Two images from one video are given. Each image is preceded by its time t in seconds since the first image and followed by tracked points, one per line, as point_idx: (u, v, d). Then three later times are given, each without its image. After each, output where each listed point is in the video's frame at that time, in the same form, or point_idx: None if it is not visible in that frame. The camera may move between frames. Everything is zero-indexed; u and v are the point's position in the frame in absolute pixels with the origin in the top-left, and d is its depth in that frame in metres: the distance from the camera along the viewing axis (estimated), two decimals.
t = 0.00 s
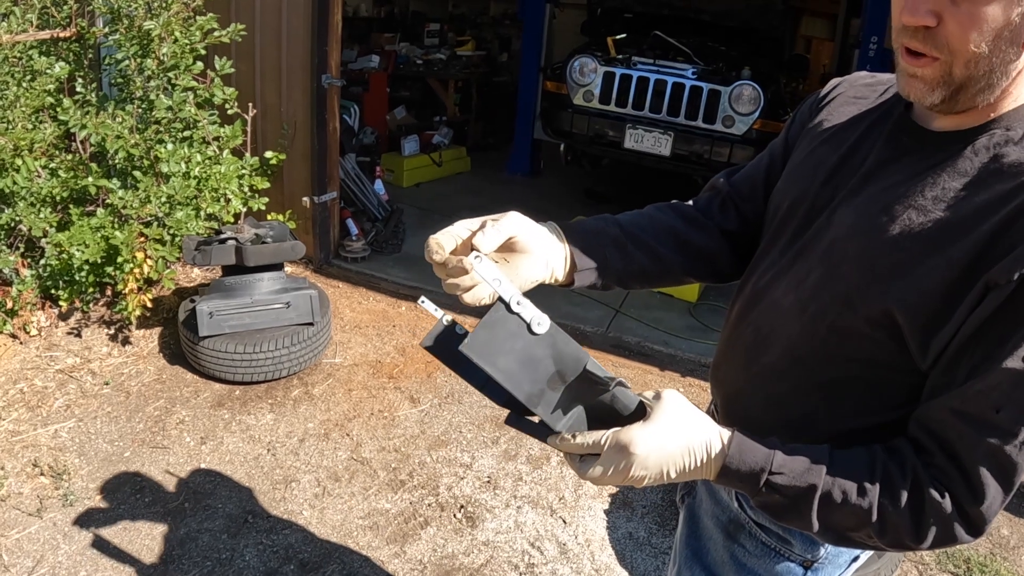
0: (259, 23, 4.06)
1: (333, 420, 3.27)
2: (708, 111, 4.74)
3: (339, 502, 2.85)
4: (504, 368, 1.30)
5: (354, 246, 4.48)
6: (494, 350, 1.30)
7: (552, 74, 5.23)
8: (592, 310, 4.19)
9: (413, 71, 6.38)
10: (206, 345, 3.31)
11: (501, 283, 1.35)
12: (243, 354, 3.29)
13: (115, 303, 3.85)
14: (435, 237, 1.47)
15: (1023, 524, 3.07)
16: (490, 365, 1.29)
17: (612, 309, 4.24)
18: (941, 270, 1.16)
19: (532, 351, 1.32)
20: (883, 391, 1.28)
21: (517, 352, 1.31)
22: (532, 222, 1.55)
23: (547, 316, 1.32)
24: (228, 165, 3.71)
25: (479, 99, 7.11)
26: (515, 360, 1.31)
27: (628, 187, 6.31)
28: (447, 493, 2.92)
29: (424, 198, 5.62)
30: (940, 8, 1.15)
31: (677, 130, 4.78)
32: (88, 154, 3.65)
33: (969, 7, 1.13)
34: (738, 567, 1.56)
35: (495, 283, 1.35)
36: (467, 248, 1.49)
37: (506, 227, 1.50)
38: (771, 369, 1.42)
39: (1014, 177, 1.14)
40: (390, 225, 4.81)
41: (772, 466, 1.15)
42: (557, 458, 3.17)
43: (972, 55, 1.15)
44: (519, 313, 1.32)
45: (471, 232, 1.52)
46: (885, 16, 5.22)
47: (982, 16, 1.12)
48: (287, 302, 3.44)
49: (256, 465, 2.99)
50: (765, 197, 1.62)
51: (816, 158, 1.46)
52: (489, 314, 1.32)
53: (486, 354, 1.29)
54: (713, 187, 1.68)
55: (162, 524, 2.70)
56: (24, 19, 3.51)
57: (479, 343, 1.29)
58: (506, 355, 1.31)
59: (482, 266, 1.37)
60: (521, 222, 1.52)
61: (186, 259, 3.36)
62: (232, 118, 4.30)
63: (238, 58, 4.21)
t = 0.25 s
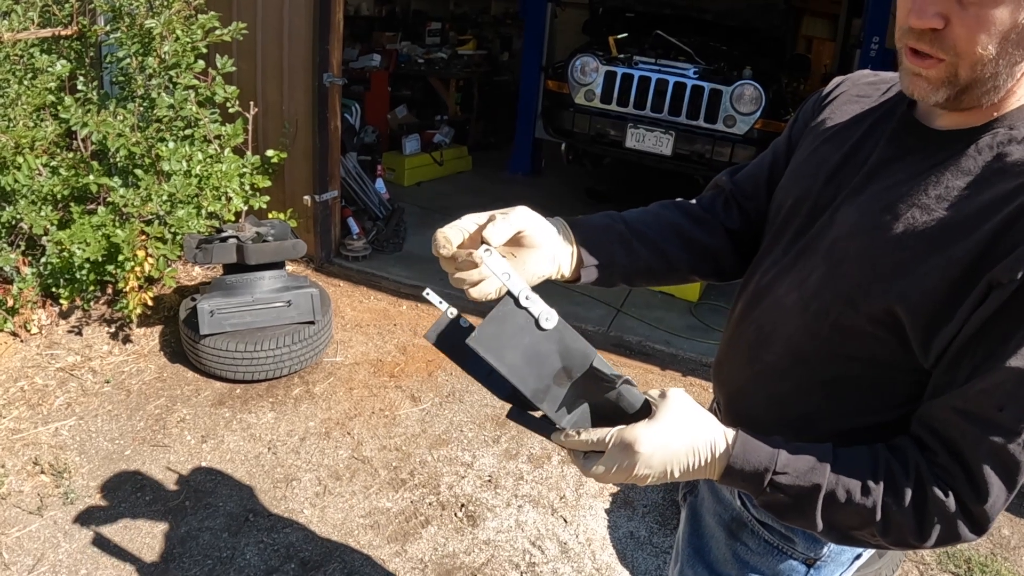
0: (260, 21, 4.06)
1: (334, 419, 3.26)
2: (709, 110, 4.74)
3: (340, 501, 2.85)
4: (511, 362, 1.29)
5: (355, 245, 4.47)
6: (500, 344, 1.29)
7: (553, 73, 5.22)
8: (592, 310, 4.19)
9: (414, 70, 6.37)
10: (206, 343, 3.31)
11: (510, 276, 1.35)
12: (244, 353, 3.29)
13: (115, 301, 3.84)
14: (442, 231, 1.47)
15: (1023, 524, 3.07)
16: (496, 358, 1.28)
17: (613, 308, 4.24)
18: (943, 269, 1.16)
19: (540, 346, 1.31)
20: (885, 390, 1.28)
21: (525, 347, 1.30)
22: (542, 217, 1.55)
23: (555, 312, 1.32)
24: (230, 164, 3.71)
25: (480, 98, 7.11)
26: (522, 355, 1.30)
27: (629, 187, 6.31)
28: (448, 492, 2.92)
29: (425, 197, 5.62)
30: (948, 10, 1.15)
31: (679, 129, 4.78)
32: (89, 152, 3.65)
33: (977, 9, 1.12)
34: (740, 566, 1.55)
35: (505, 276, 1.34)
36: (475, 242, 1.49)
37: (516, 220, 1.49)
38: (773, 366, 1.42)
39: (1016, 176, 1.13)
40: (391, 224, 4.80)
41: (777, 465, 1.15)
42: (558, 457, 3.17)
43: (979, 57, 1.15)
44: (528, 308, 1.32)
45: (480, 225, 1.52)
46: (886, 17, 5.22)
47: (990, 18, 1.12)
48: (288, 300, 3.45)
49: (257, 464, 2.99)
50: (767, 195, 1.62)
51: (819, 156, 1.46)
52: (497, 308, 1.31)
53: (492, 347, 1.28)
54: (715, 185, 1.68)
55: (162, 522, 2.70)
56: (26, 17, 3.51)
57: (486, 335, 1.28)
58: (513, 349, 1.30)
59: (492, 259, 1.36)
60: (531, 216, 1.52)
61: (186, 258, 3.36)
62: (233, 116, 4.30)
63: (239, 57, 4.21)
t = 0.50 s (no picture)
0: (261, 19, 4.06)
1: (335, 417, 3.26)
2: (711, 110, 4.73)
3: (341, 499, 2.84)
4: (519, 356, 1.29)
5: (356, 243, 4.47)
6: (509, 338, 1.29)
7: (555, 72, 5.22)
8: (593, 309, 4.19)
9: (415, 68, 6.37)
10: (207, 341, 3.31)
11: (518, 267, 1.35)
12: (245, 351, 3.29)
13: (116, 299, 3.84)
14: (448, 223, 1.46)
15: None
16: (505, 353, 1.28)
17: (614, 307, 4.24)
18: (949, 266, 1.15)
19: (547, 340, 1.31)
20: (891, 387, 1.28)
21: (532, 340, 1.31)
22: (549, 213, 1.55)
23: (563, 305, 1.32)
24: (231, 162, 3.71)
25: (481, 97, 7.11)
26: (530, 348, 1.30)
27: (630, 186, 6.31)
28: (449, 490, 2.92)
29: (426, 195, 5.62)
30: None
31: (680, 128, 4.78)
32: (90, 150, 3.65)
33: None
34: (744, 563, 1.55)
35: (513, 268, 1.34)
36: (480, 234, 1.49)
37: (523, 213, 1.50)
38: (778, 363, 1.42)
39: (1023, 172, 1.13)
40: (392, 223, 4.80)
41: (783, 462, 1.15)
42: (559, 455, 3.17)
43: (996, 44, 1.15)
44: (535, 301, 1.32)
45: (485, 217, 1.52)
46: (887, 16, 5.22)
47: (1007, 4, 1.13)
48: (289, 298, 3.45)
49: (257, 462, 2.99)
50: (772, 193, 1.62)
51: (824, 153, 1.46)
52: (505, 301, 1.31)
53: (500, 341, 1.29)
54: (719, 182, 1.68)
55: (162, 520, 2.69)
56: (27, 15, 3.51)
57: (494, 329, 1.29)
58: (521, 342, 1.30)
59: (501, 250, 1.36)
60: (537, 210, 1.52)
61: (188, 256, 3.37)
62: (235, 114, 4.30)
63: (240, 55, 4.21)
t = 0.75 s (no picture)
0: (263, 17, 4.05)
1: (336, 415, 3.26)
2: (712, 109, 4.73)
3: (343, 497, 2.84)
4: (527, 350, 1.30)
5: (357, 241, 4.47)
6: (517, 331, 1.31)
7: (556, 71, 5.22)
8: (595, 308, 4.18)
9: (416, 67, 6.37)
10: (208, 339, 3.30)
11: (525, 262, 1.37)
12: (246, 349, 3.29)
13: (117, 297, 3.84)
14: (454, 218, 1.49)
15: None
16: (513, 346, 1.30)
17: (615, 306, 4.24)
18: (958, 262, 1.15)
19: (555, 334, 1.32)
20: (899, 383, 1.28)
21: (540, 334, 1.32)
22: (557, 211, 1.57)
23: (571, 299, 1.33)
24: (232, 160, 3.70)
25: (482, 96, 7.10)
26: (538, 343, 1.31)
27: (630, 186, 6.31)
28: (451, 488, 2.92)
29: (427, 194, 5.62)
30: None
31: (681, 127, 4.78)
32: (91, 148, 3.65)
33: None
34: (750, 561, 1.55)
35: (521, 263, 1.37)
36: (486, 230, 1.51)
37: (531, 208, 1.52)
38: (786, 359, 1.42)
39: None
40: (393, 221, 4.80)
41: (792, 456, 1.14)
42: (560, 454, 3.16)
43: None
44: (543, 295, 1.34)
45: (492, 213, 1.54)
46: (889, 16, 5.22)
47: None
48: (290, 296, 3.45)
49: (259, 460, 2.99)
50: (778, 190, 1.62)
51: (831, 150, 1.46)
52: (513, 295, 1.34)
53: (508, 335, 1.30)
54: (725, 179, 1.68)
55: (163, 518, 2.69)
56: (28, 12, 3.50)
57: (501, 323, 1.31)
58: (528, 336, 1.31)
59: (508, 244, 1.38)
60: (545, 206, 1.54)
61: (190, 254, 3.38)
62: (236, 112, 4.30)
63: (242, 53, 4.21)
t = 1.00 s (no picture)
0: (264, 16, 4.05)
1: (337, 415, 3.26)
2: (713, 109, 4.74)
3: (343, 496, 2.84)
4: (533, 352, 1.30)
5: (358, 241, 4.47)
6: (523, 333, 1.30)
7: (556, 70, 5.22)
8: (595, 307, 4.19)
9: (417, 67, 6.37)
10: (209, 338, 3.31)
11: (530, 264, 1.35)
12: (247, 348, 3.29)
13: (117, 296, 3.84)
14: (460, 216, 1.47)
15: None
16: (519, 348, 1.29)
17: (615, 305, 4.24)
18: (964, 263, 1.16)
19: (560, 336, 1.32)
20: (903, 382, 1.28)
21: (546, 335, 1.31)
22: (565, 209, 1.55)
23: (576, 301, 1.32)
24: (233, 159, 3.70)
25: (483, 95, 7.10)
26: (544, 344, 1.30)
27: (631, 185, 6.31)
28: (451, 487, 2.92)
29: (427, 193, 5.62)
30: None
31: (682, 127, 4.78)
32: (92, 147, 3.66)
33: None
34: (753, 560, 1.55)
35: (526, 265, 1.35)
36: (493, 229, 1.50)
37: (539, 208, 1.49)
38: (789, 359, 1.42)
39: None
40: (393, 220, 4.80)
41: (797, 457, 1.15)
42: (560, 453, 3.16)
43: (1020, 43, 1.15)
44: (548, 297, 1.33)
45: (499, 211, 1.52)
46: (889, 16, 5.22)
47: None
48: (291, 295, 3.45)
49: (259, 459, 2.99)
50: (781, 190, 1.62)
51: (835, 151, 1.46)
52: (518, 296, 1.32)
53: (514, 338, 1.29)
54: (728, 179, 1.68)
55: (164, 517, 2.69)
56: (29, 11, 3.51)
57: (507, 326, 1.30)
58: (534, 337, 1.31)
59: (513, 248, 1.37)
60: (553, 206, 1.51)
61: (189, 253, 3.37)
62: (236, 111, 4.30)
63: (243, 52, 4.20)
